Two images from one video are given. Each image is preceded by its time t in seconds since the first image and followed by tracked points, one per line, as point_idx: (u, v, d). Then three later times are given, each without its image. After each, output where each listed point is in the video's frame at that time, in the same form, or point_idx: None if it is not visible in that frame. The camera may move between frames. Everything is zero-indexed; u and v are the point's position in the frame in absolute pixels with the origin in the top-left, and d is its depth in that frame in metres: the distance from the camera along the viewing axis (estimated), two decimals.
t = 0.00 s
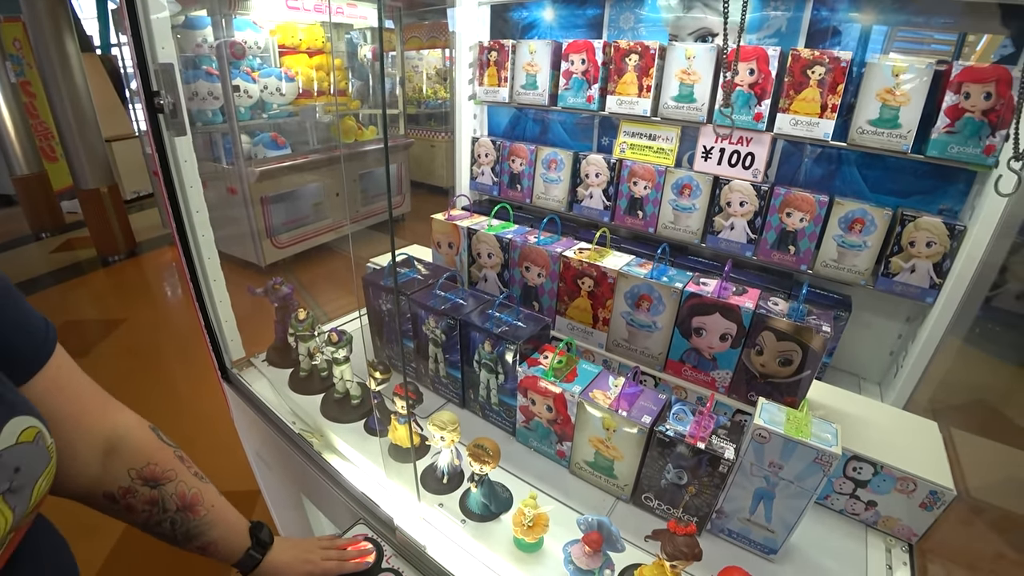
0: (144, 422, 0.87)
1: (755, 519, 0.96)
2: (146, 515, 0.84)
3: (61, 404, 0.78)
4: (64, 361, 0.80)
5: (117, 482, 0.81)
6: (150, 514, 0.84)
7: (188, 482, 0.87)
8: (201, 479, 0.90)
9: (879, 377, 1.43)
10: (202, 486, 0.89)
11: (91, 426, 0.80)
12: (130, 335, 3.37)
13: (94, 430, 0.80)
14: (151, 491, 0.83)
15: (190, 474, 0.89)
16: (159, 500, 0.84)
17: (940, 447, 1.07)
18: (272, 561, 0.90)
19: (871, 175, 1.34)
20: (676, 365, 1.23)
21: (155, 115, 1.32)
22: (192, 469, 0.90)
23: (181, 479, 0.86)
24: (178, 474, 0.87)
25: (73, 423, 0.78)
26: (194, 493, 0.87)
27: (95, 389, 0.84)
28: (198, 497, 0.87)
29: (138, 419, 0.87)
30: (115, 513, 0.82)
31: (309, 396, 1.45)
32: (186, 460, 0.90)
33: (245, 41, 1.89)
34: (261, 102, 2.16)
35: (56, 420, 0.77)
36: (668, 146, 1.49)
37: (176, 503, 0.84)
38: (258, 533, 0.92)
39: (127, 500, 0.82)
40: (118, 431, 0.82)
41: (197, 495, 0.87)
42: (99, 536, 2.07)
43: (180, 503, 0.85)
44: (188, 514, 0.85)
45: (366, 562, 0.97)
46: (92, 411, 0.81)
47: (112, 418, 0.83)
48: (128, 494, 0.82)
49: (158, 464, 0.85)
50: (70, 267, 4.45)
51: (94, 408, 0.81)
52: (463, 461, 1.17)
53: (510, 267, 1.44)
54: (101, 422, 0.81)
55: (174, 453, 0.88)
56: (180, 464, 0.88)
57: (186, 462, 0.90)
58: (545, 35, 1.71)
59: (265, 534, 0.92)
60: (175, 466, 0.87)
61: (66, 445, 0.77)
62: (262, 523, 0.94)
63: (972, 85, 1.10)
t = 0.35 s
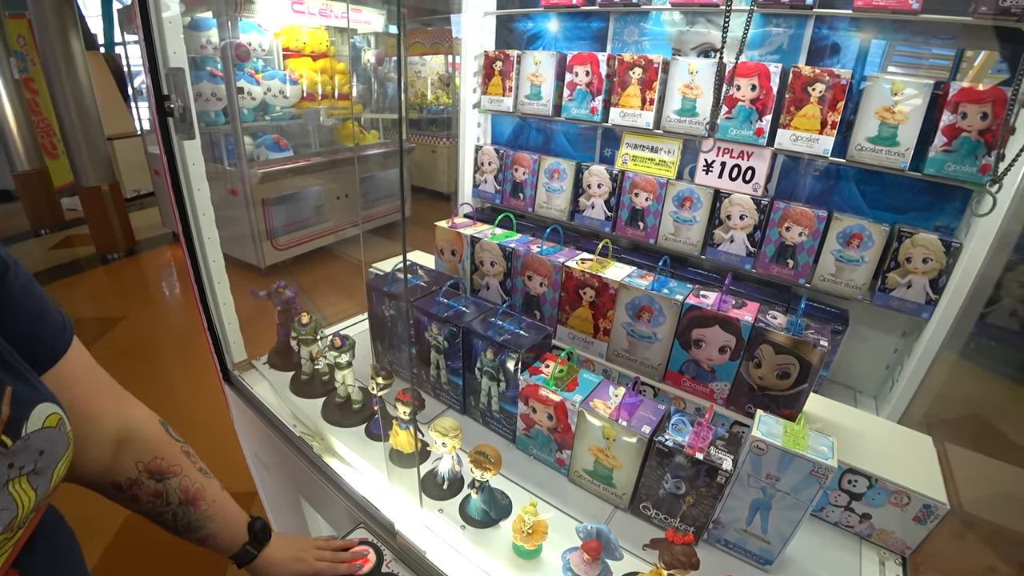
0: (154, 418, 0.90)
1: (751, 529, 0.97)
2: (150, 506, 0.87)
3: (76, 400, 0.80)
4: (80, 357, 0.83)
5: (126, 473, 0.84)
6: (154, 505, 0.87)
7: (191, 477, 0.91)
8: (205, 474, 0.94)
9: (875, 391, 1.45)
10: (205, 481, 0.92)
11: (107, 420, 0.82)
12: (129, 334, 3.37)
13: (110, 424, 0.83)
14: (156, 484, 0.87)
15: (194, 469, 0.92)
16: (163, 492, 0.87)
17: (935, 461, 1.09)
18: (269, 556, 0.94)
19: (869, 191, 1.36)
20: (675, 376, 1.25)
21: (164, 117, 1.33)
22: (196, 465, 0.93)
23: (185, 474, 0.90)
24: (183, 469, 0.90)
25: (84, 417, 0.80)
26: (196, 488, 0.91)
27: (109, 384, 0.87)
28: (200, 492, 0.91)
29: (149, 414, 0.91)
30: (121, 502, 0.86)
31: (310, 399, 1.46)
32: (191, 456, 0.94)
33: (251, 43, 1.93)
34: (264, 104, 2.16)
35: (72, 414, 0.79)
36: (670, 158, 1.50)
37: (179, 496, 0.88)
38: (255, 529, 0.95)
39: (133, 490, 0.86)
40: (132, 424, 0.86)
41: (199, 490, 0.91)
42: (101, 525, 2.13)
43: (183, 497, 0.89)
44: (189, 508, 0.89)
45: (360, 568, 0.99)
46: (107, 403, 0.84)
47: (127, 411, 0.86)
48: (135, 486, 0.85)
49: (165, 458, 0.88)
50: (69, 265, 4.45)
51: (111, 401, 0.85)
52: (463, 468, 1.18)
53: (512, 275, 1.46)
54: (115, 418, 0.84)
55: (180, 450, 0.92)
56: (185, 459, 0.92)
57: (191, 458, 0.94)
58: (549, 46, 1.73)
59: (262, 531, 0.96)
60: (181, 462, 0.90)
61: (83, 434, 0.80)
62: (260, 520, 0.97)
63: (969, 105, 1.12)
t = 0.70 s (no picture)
0: (98, 446, 0.80)
1: (753, 541, 0.96)
2: (112, 540, 0.80)
3: None
4: None
5: (75, 512, 0.76)
6: (116, 539, 0.80)
7: (153, 502, 0.83)
8: (169, 495, 0.87)
9: (879, 403, 1.44)
10: (170, 504, 0.85)
11: (36, 461, 0.72)
12: (133, 333, 3.37)
13: (43, 462, 0.73)
14: (113, 517, 0.79)
15: (155, 492, 0.85)
16: (123, 524, 0.80)
17: (938, 475, 1.09)
18: (256, 566, 0.92)
19: (876, 203, 1.36)
20: (678, 385, 1.24)
21: (174, 118, 1.35)
22: (156, 487, 0.85)
23: (144, 500, 0.82)
24: (141, 495, 0.82)
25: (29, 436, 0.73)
26: (161, 513, 0.84)
27: (38, 416, 0.76)
28: (166, 516, 0.84)
29: (92, 443, 0.80)
30: (76, 542, 0.77)
31: (312, 402, 1.47)
32: (150, 478, 0.86)
33: (261, 45, 1.97)
34: (272, 106, 2.20)
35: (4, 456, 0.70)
36: (676, 166, 1.51)
37: (142, 525, 0.81)
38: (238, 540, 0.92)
39: (87, 527, 0.77)
40: (70, 460, 0.76)
41: (165, 514, 0.84)
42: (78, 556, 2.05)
43: (148, 524, 0.82)
44: (157, 533, 0.83)
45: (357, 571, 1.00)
46: (32, 434, 0.73)
47: (61, 445, 0.75)
48: (88, 523, 0.77)
49: (117, 488, 0.79)
50: (75, 262, 4.47)
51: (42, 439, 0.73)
52: (465, 473, 1.18)
53: (517, 281, 1.46)
54: (46, 453, 0.73)
55: (135, 474, 0.83)
56: (142, 484, 0.83)
57: (150, 480, 0.86)
58: (557, 53, 1.74)
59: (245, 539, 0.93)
60: (137, 489, 0.82)
61: (14, 484, 0.71)
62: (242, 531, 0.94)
63: (977, 118, 1.12)
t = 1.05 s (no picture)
0: (100, 442, 0.83)
1: (753, 547, 0.96)
2: (111, 535, 0.82)
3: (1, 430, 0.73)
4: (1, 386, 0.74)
5: (76, 505, 0.78)
6: (114, 534, 0.82)
7: (152, 498, 0.86)
8: (169, 493, 0.89)
9: (880, 411, 1.44)
10: (169, 501, 0.88)
11: (38, 453, 0.75)
12: (138, 341, 3.40)
13: (45, 457, 0.76)
14: (113, 511, 0.81)
15: (154, 489, 0.87)
16: (122, 518, 0.82)
17: (939, 483, 1.09)
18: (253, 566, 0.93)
19: (875, 211, 1.37)
20: (679, 392, 1.25)
21: (183, 129, 1.38)
22: (155, 484, 0.88)
23: (143, 496, 0.84)
24: (140, 491, 0.84)
25: (33, 432, 0.76)
26: (160, 509, 0.86)
27: (43, 412, 0.79)
28: (165, 512, 0.86)
29: (95, 440, 0.83)
30: (76, 536, 0.80)
31: (316, 408, 1.48)
32: (150, 475, 0.88)
33: (268, 57, 2.07)
34: (279, 117, 2.23)
35: (12, 444, 0.74)
36: (676, 176, 1.53)
37: (141, 520, 0.84)
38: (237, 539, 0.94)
39: (87, 522, 0.80)
40: (71, 454, 0.78)
41: (163, 511, 0.86)
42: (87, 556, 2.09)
43: (146, 520, 0.84)
44: (156, 530, 0.85)
45: None
46: (34, 431, 0.76)
47: (63, 440, 0.78)
48: (88, 516, 0.79)
49: (116, 483, 0.82)
50: (81, 270, 4.50)
51: (43, 431, 0.77)
52: (466, 479, 1.19)
53: (519, 289, 1.47)
54: (51, 448, 0.76)
55: (135, 471, 0.86)
56: (142, 480, 0.86)
57: (150, 477, 0.88)
58: (559, 65, 1.77)
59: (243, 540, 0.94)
60: (136, 485, 0.84)
61: (17, 476, 0.73)
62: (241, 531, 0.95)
63: (973, 127, 1.13)
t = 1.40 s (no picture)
0: (102, 430, 0.87)
1: (764, 545, 0.94)
2: (110, 521, 0.84)
3: (8, 413, 0.78)
4: (9, 374, 0.79)
5: (76, 489, 0.82)
6: (112, 520, 0.84)
7: (150, 486, 0.88)
8: (166, 482, 0.92)
9: (886, 403, 1.43)
10: (166, 490, 0.90)
11: (39, 437, 0.80)
12: (138, 350, 3.38)
13: (45, 441, 0.80)
14: (111, 497, 0.84)
15: (153, 478, 0.89)
16: (120, 505, 0.85)
17: (951, 475, 1.07)
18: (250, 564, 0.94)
19: (877, 201, 1.36)
20: (683, 389, 1.23)
21: (173, 131, 1.36)
22: (153, 474, 0.90)
23: (141, 483, 0.87)
24: (138, 478, 0.87)
25: (40, 419, 0.81)
26: (156, 498, 0.88)
27: (50, 401, 0.84)
28: (161, 501, 0.88)
29: (97, 428, 0.87)
30: (76, 521, 0.83)
31: (315, 413, 1.46)
32: (150, 465, 0.91)
33: (262, 62, 1.95)
34: (274, 122, 2.09)
35: (19, 427, 0.79)
36: (676, 171, 1.52)
37: (138, 507, 0.86)
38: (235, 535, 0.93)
39: (86, 506, 0.83)
40: (70, 440, 0.82)
41: (159, 499, 0.88)
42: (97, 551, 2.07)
43: (143, 507, 0.86)
44: (152, 518, 0.87)
45: None
46: (39, 416, 0.81)
47: (64, 426, 0.82)
48: (87, 501, 0.83)
49: (115, 469, 0.85)
50: (79, 280, 4.49)
51: (47, 420, 0.81)
52: (469, 482, 1.17)
53: (518, 288, 1.45)
54: (54, 434, 0.81)
55: (135, 459, 0.89)
56: (140, 469, 0.88)
57: (149, 466, 0.91)
58: (555, 62, 1.75)
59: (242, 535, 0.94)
60: (134, 472, 0.87)
61: (22, 458, 0.78)
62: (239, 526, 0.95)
63: (975, 114, 1.12)
